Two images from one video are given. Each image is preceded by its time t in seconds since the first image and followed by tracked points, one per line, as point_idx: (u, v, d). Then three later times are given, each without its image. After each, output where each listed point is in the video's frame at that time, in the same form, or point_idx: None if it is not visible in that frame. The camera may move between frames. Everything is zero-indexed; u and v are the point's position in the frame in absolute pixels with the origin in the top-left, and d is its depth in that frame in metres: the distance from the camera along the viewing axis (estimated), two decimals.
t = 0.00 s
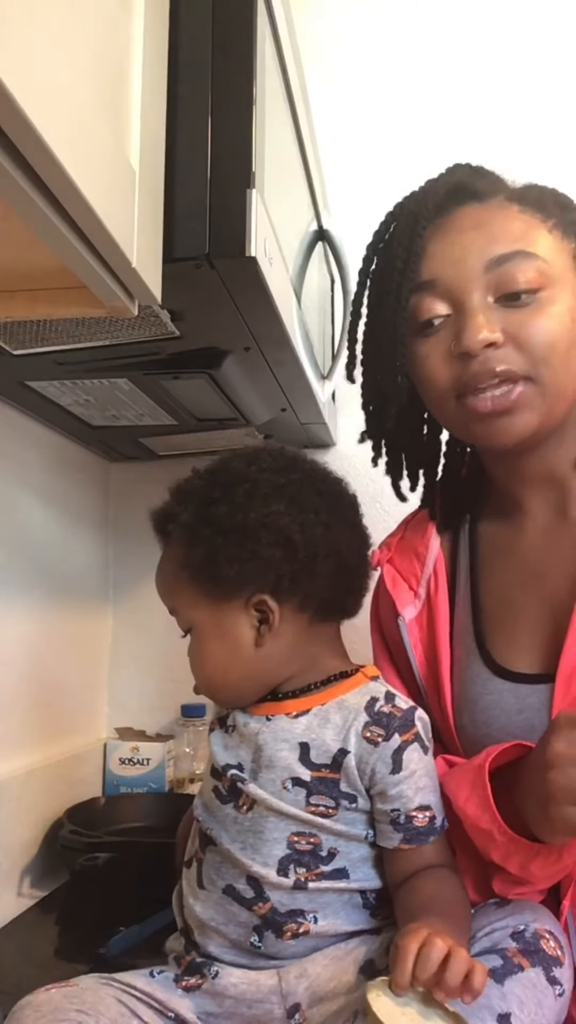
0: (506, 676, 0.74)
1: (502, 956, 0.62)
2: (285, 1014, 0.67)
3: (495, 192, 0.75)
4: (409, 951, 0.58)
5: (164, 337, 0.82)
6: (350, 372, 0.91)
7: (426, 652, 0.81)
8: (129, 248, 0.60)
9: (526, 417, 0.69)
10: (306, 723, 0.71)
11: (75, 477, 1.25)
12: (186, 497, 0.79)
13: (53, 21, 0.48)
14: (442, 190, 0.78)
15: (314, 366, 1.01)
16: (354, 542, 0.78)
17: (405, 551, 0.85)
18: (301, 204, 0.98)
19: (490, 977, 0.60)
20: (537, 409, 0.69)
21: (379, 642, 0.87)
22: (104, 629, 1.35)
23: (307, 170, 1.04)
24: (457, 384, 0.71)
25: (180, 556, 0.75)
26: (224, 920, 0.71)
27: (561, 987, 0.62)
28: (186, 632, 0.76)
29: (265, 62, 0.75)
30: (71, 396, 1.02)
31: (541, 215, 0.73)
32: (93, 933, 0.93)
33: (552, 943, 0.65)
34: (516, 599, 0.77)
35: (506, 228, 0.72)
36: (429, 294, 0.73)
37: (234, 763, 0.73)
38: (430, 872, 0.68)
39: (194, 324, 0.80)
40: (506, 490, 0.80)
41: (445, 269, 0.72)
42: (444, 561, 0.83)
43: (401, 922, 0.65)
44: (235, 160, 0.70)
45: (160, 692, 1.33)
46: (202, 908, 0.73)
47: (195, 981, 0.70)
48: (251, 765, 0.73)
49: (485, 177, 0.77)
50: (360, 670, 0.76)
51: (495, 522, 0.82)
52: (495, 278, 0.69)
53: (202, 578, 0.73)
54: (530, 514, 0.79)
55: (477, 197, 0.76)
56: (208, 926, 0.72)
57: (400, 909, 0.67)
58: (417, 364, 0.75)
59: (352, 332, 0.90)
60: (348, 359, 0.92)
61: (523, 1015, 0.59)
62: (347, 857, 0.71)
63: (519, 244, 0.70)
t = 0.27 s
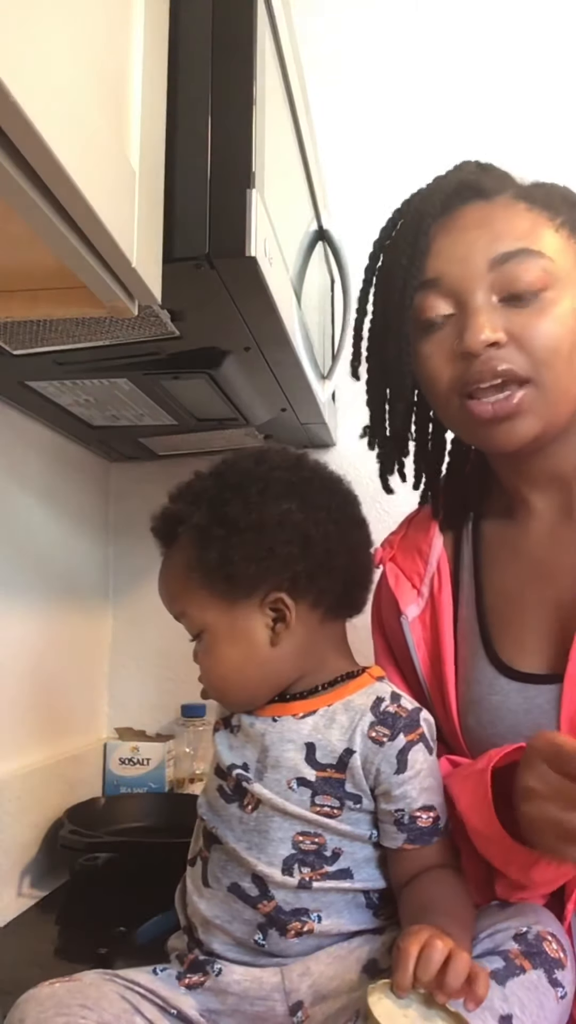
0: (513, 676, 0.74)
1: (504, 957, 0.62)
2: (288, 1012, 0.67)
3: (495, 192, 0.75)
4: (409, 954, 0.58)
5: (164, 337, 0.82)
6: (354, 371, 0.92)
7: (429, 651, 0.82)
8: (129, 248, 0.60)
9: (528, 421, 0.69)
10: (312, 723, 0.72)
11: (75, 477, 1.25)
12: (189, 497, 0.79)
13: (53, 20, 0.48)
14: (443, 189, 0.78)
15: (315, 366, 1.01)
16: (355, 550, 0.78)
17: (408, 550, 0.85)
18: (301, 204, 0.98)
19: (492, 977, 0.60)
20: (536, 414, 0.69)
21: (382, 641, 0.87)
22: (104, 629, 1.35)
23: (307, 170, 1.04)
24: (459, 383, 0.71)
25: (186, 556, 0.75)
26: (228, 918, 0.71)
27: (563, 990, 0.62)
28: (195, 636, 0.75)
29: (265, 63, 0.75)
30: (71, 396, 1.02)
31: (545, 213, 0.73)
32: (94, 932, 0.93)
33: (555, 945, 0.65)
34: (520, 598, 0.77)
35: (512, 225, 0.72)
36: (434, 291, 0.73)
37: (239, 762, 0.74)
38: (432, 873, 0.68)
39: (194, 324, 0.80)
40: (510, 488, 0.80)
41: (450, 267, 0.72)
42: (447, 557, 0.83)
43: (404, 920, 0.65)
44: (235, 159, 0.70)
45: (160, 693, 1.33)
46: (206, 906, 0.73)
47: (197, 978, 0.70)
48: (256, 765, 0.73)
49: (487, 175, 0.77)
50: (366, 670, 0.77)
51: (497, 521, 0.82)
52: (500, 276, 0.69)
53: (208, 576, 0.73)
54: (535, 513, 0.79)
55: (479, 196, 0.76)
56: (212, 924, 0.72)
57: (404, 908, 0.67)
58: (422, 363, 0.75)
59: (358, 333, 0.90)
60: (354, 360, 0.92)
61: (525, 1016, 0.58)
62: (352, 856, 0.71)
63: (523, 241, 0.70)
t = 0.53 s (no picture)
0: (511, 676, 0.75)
1: (507, 961, 0.62)
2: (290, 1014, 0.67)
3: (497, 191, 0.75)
4: (421, 955, 0.58)
5: (164, 337, 0.82)
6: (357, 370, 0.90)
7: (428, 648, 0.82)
8: (130, 248, 0.60)
9: (546, 401, 0.70)
10: (318, 724, 0.73)
11: (75, 476, 1.25)
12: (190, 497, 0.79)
13: (53, 19, 0.48)
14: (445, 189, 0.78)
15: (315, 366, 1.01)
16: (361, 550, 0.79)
17: (407, 547, 0.86)
18: (301, 204, 0.98)
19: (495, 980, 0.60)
20: (555, 393, 0.70)
21: (380, 640, 0.87)
22: (104, 629, 1.35)
23: (307, 169, 1.04)
24: (471, 365, 0.71)
25: (189, 555, 0.75)
26: (230, 919, 0.71)
27: (566, 994, 0.62)
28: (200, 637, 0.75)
29: (266, 62, 0.75)
30: (71, 396, 1.02)
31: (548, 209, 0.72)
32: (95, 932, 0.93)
33: (558, 950, 0.65)
34: (519, 597, 0.77)
35: (516, 219, 0.71)
36: (448, 279, 0.73)
37: (243, 763, 0.74)
38: (436, 875, 0.68)
39: (194, 324, 0.80)
40: (511, 488, 0.80)
41: (464, 256, 0.72)
42: (447, 556, 0.83)
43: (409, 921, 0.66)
44: (235, 159, 0.70)
45: (159, 692, 1.33)
46: (208, 907, 0.73)
47: (197, 979, 0.70)
48: (260, 765, 0.73)
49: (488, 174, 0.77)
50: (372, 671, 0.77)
51: (498, 518, 0.82)
52: (515, 264, 0.70)
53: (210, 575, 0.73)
54: (536, 509, 0.78)
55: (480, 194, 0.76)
56: (214, 925, 0.72)
57: (407, 910, 0.67)
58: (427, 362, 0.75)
59: (361, 335, 0.89)
60: (357, 357, 0.90)
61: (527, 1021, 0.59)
62: (355, 859, 0.71)
63: (527, 238, 0.70)
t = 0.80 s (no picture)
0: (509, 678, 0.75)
1: (508, 962, 0.62)
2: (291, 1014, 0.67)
3: (497, 191, 0.74)
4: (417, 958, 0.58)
5: (164, 336, 0.82)
6: (353, 370, 0.89)
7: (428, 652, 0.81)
8: (130, 248, 0.60)
9: (551, 401, 0.69)
10: (319, 724, 0.73)
11: (75, 476, 1.25)
12: (191, 498, 0.79)
13: (53, 19, 0.48)
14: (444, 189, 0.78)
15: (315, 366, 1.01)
16: (363, 551, 0.79)
17: (407, 550, 0.86)
18: (301, 204, 0.98)
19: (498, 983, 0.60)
20: (560, 394, 0.69)
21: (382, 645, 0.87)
22: (104, 629, 1.35)
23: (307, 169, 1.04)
24: (475, 365, 0.70)
25: (191, 556, 0.75)
26: (230, 918, 0.71)
27: (567, 996, 0.62)
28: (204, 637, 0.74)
29: (266, 62, 0.75)
30: (71, 396, 1.02)
31: (550, 209, 0.72)
32: (95, 932, 0.93)
33: (559, 952, 0.64)
34: (518, 599, 0.77)
35: (517, 218, 0.71)
36: (448, 278, 0.72)
37: (244, 761, 0.74)
38: (437, 876, 0.68)
39: (194, 324, 0.80)
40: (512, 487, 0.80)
41: (466, 252, 0.71)
42: (447, 557, 0.84)
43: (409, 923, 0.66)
44: (235, 159, 0.70)
45: (159, 692, 1.33)
46: (208, 905, 0.73)
47: (199, 978, 0.70)
48: (261, 763, 0.73)
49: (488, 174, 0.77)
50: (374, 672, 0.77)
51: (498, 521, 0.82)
52: (519, 264, 0.69)
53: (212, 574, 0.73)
54: (533, 511, 0.79)
55: (480, 194, 0.76)
56: (214, 924, 0.72)
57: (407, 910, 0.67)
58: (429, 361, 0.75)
59: (358, 323, 0.87)
60: (353, 354, 0.89)
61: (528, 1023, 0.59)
62: (354, 858, 0.71)
63: (530, 237, 0.69)
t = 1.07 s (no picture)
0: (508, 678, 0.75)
1: (508, 962, 0.62)
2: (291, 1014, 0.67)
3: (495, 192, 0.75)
4: (424, 953, 0.58)
5: (164, 336, 0.82)
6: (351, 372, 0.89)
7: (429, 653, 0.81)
8: (130, 249, 0.60)
9: (547, 409, 0.69)
10: (321, 723, 0.73)
11: (75, 477, 1.25)
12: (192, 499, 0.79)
13: (53, 20, 0.48)
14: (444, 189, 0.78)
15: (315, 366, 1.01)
16: (365, 550, 0.79)
17: (409, 550, 0.85)
18: (301, 204, 0.98)
19: (496, 982, 0.60)
20: (556, 400, 0.69)
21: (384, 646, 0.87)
22: (104, 630, 1.35)
23: (307, 169, 1.04)
24: (474, 370, 0.70)
25: (196, 557, 0.75)
26: (229, 918, 0.71)
27: (567, 996, 0.62)
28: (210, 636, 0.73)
29: (266, 62, 0.75)
30: (71, 396, 1.02)
31: (546, 210, 0.73)
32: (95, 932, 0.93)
33: (559, 952, 0.64)
34: (516, 598, 0.77)
35: (514, 219, 0.71)
36: (445, 280, 0.72)
37: (245, 761, 0.74)
38: (437, 875, 0.68)
39: (194, 324, 0.80)
40: (510, 488, 0.81)
41: (461, 254, 0.71)
42: (447, 558, 0.83)
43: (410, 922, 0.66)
44: (235, 159, 0.70)
45: (159, 692, 1.33)
46: (207, 905, 0.73)
47: (199, 979, 0.70)
48: (263, 762, 0.73)
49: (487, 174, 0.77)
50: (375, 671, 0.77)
51: (497, 522, 0.83)
52: (517, 266, 0.69)
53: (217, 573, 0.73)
54: (530, 513, 0.79)
55: (479, 194, 0.76)
56: (213, 923, 0.72)
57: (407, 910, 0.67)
58: (424, 365, 0.75)
59: (355, 325, 0.87)
60: (351, 358, 0.89)
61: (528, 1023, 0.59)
62: (354, 858, 0.71)
63: (527, 239, 0.70)
